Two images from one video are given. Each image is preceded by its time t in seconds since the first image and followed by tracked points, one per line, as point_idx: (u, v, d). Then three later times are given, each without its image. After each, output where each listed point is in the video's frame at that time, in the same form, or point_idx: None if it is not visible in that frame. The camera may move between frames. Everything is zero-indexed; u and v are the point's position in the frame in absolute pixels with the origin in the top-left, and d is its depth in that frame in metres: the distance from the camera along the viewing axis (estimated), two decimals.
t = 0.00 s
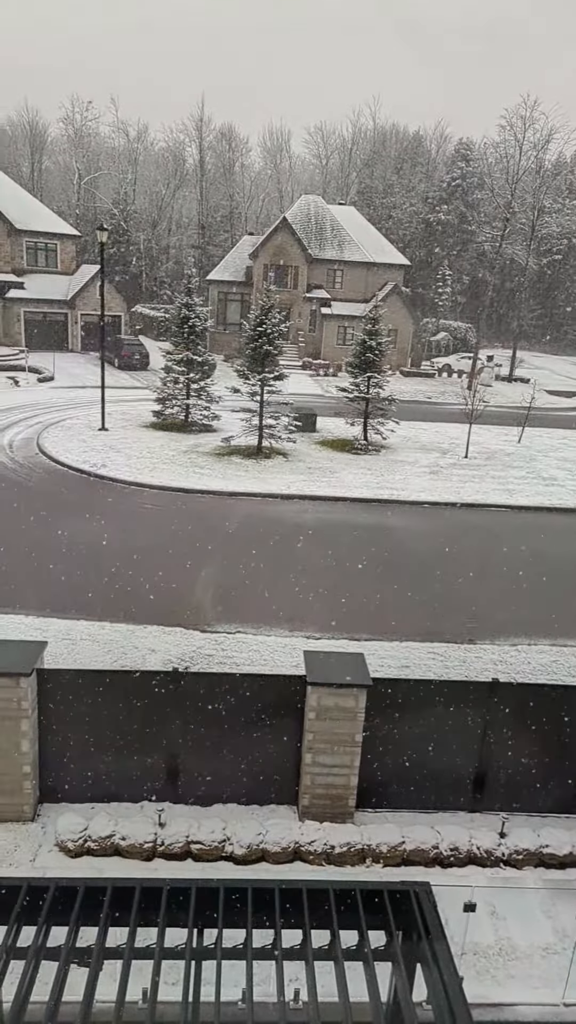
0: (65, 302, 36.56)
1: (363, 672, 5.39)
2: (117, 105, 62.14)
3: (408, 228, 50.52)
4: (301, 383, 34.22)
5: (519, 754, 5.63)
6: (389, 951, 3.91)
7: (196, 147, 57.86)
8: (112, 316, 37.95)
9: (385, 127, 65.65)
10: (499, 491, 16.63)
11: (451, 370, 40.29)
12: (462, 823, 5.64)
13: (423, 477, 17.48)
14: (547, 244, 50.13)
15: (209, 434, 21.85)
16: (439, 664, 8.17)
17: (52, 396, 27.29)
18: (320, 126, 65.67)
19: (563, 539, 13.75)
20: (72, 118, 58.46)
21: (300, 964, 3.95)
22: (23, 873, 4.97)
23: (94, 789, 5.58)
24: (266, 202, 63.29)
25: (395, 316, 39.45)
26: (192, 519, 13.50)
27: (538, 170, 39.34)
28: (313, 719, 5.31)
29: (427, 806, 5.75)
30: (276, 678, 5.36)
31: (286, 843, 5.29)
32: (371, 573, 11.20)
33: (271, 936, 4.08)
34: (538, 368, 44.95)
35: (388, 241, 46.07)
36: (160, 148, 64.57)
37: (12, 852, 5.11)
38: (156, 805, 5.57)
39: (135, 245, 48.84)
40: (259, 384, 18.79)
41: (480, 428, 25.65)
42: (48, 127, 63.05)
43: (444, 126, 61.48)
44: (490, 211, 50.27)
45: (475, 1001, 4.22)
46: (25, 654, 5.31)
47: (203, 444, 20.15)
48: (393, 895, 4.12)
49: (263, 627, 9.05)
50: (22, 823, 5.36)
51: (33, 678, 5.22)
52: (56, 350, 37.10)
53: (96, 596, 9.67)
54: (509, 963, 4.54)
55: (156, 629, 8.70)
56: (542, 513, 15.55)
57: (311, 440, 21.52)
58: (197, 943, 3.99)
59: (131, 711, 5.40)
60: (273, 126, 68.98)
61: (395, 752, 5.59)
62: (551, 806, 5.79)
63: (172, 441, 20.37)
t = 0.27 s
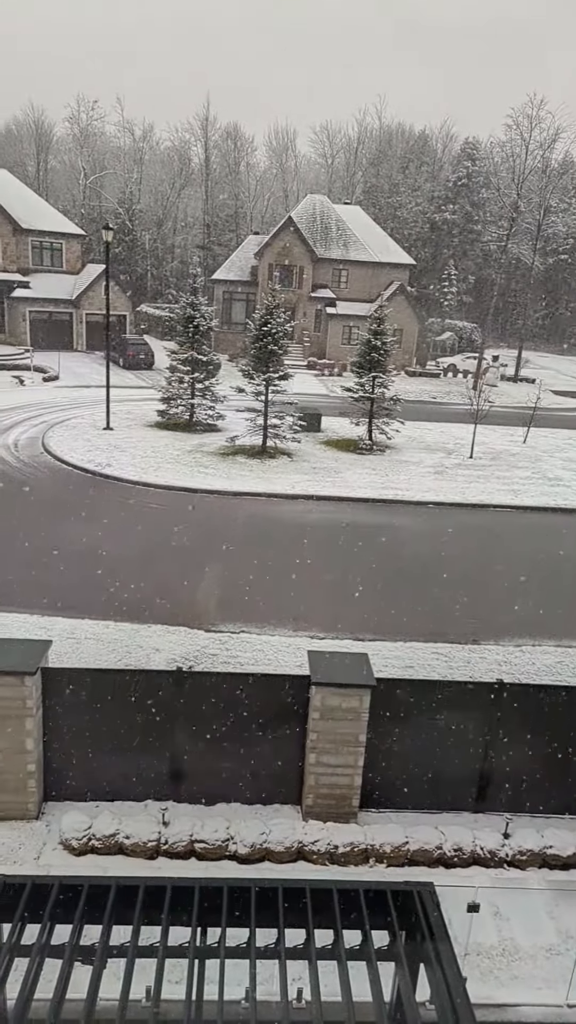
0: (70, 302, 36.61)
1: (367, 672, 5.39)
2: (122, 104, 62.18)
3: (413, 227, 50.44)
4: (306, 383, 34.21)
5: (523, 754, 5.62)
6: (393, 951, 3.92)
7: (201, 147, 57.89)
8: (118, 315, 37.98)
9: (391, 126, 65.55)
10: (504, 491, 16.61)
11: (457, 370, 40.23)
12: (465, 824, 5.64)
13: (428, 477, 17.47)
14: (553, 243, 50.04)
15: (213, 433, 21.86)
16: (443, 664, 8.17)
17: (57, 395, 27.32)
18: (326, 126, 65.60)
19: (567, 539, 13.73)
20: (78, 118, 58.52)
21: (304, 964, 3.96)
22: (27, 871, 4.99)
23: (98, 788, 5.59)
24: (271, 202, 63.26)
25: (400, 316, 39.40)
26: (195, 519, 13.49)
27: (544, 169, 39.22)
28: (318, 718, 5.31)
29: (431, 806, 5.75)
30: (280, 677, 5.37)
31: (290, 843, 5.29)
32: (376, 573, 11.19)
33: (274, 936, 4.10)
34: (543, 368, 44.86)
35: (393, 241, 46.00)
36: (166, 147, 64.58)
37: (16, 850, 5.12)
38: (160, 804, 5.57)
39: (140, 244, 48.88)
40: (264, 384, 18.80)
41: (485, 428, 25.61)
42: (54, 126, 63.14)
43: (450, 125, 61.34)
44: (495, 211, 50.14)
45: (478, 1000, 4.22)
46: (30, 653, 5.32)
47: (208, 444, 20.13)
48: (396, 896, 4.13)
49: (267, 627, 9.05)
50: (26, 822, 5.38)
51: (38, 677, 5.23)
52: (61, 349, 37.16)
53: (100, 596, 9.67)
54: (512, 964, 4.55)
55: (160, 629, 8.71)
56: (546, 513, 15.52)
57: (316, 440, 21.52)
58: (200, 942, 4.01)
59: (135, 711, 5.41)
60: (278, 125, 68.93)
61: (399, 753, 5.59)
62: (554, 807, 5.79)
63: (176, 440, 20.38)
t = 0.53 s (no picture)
0: (73, 301, 36.63)
1: (368, 672, 5.39)
2: (125, 104, 62.18)
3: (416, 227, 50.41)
4: (309, 383, 34.14)
5: (525, 754, 5.61)
6: (394, 951, 3.92)
7: (203, 146, 57.90)
8: (120, 315, 37.97)
9: (394, 126, 65.47)
10: (506, 491, 16.57)
11: (459, 370, 40.15)
12: (468, 824, 5.63)
13: (431, 477, 17.44)
14: (556, 243, 49.97)
15: (216, 433, 21.85)
16: (445, 664, 8.16)
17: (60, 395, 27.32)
18: (328, 126, 65.53)
19: (569, 539, 13.69)
20: (80, 117, 58.56)
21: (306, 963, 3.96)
22: (29, 870, 5.00)
23: (100, 787, 5.60)
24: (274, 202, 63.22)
25: (403, 316, 39.34)
26: (195, 519, 13.47)
27: (547, 169, 39.14)
28: (319, 718, 5.31)
29: (433, 807, 5.75)
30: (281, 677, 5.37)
31: (292, 843, 5.29)
32: (378, 573, 11.17)
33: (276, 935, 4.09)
34: (546, 368, 44.76)
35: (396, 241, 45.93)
36: (168, 147, 64.56)
37: (18, 849, 5.13)
38: (162, 804, 5.58)
39: (142, 244, 48.90)
40: (266, 384, 18.78)
41: (488, 428, 25.56)
42: (57, 126, 63.19)
43: (453, 125, 61.25)
44: (498, 210, 50.04)
45: (480, 1000, 4.22)
46: (33, 652, 5.33)
47: (210, 444, 20.10)
48: (398, 896, 4.12)
49: (269, 627, 9.04)
50: (29, 821, 5.38)
51: (40, 676, 5.24)
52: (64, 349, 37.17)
53: (102, 596, 9.67)
54: (514, 963, 4.55)
55: (162, 629, 8.70)
56: (549, 513, 15.49)
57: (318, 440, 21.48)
58: (201, 942, 4.01)
59: (137, 710, 5.41)
60: (281, 125, 68.89)
61: (400, 753, 5.59)
62: (556, 807, 5.78)
63: (179, 440, 20.37)
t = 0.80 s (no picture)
0: (75, 302, 36.65)
1: (371, 672, 5.38)
2: (126, 105, 62.26)
3: (418, 227, 50.37)
4: (310, 383, 34.14)
5: (527, 754, 5.60)
6: (397, 951, 3.91)
7: (205, 146, 57.85)
8: (122, 315, 37.98)
9: (395, 126, 65.47)
10: (508, 491, 16.55)
11: (461, 370, 40.14)
12: (470, 824, 5.63)
13: (432, 477, 17.42)
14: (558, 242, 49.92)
15: (217, 433, 21.85)
16: (447, 664, 8.15)
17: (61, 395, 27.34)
18: (330, 126, 65.53)
19: (571, 539, 13.66)
20: (82, 118, 58.63)
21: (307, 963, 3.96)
22: (32, 870, 5.00)
23: (103, 787, 5.60)
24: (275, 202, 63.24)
25: (405, 315, 39.33)
26: (196, 519, 13.45)
27: (549, 168, 39.12)
28: (322, 718, 5.31)
29: (435, 807, 5.75)
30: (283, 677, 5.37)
31: (294, 843, 5.29)
32: (379, 573, 11.16)
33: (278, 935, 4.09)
34: (547, 367, 44.74)
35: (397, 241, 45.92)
36: (170, 147, 64.59)
37: (21, 849, 5.13)
38: (164, 804, 5.57)
39: (144, 244, 48.92)
40: (268, 384, 18.78)
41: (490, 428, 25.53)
42: (58, 127, 63.22)
43: (454, 125, 61.21)
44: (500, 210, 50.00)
45: (483, 1001, 4.22)
46: (35, 652, 5.32)
47: (211, 444, 20.08)
48: (401, 895, 4.12)
49: (271, 627, 9.04)
50: (31, 820, 5.39)
51: (43, 676, 5.24)
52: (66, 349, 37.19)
53: (103, 596, 9.66)
54: (517, 964, 4.54)
55: (165, 629, 8.70)
56: (551, 513, 15.46)
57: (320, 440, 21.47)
58: (204, 942, 4.01)
59: (139, 710, 5.41)
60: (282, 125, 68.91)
61: (403, 753, 5.58)
62: (559, 807, 5.77)
63: (180, 440, 20.37)
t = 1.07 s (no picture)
0: (78, 302, 36.70)
1: (374, 672, 5.37)
2: (129, 105, 62.30)
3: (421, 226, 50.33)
4: (314, 383, 34.13)
5: (530, 754, 5.59)
6: (400, 951, 3.91)
7: (208, 146, 57.84)
8: (125, 315, 38.00)
9: (398, 126, 65.45)
10: (512, 491, 16.51)
11: (464, 370, 40.08)
12: (473, 824, 5.62)
13: (436, 477, 17.39)
14: (561, 242, 49.83)
15: (220, 433, 21.84)
16: (450, 664, 8.15)
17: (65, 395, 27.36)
18: (333, 126, 65.54)
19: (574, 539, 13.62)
20: (85, 118, 58.73)
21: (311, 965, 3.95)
22: (35, 869, 5.00)
23: (106, 787, 5.61)
24: (279, 202, 63.23)
25: (408, 316, 39.29)
26: (198, 519, 13.44)
27: (552, 168, 39.03)
28: (325, 718, 5.31)
29: (437, 807, 5.74)
30: (286, 678, 5.38)
31: (297, 843, 5.29)
32: (382, 573, 11.14)
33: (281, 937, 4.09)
34: (551, 367, 44.64)
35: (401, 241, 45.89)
36: (173, 148, 64.65)
37: (24, 848, 5.14)
38: (167, 804, 5.57)
39: (147, 245, 48.96)
40: (271, 384, 18.77)
41: (493, 428, 25.49)
42: (62, 127, 63.29)
43: (457, 124, 61.14)
44: (503, 209, 49.91)
45: (487, 1003, 4.22)
46: (38, 651, 5.33)
47: (214, 444, 20.06)
48: (403, 895, 4.13)
49: (274, 627, 9.04)
50: (34, 820, 5.40)
51: (46, 675, 5.25)
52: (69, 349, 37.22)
53: (106, 595, 9.66)
54: (521, 965, 4.53)
55: (168, 629, 8.70)
56: (554, 513, 15.42)
57: (323, 440, 21.44)
58: (206, 942, 4.02)
59: (142, 710, 5.41)
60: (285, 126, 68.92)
61: (405, 753, 5.58)
62: (563, 808, 5.75)
63: (184, 440, 20.33)
